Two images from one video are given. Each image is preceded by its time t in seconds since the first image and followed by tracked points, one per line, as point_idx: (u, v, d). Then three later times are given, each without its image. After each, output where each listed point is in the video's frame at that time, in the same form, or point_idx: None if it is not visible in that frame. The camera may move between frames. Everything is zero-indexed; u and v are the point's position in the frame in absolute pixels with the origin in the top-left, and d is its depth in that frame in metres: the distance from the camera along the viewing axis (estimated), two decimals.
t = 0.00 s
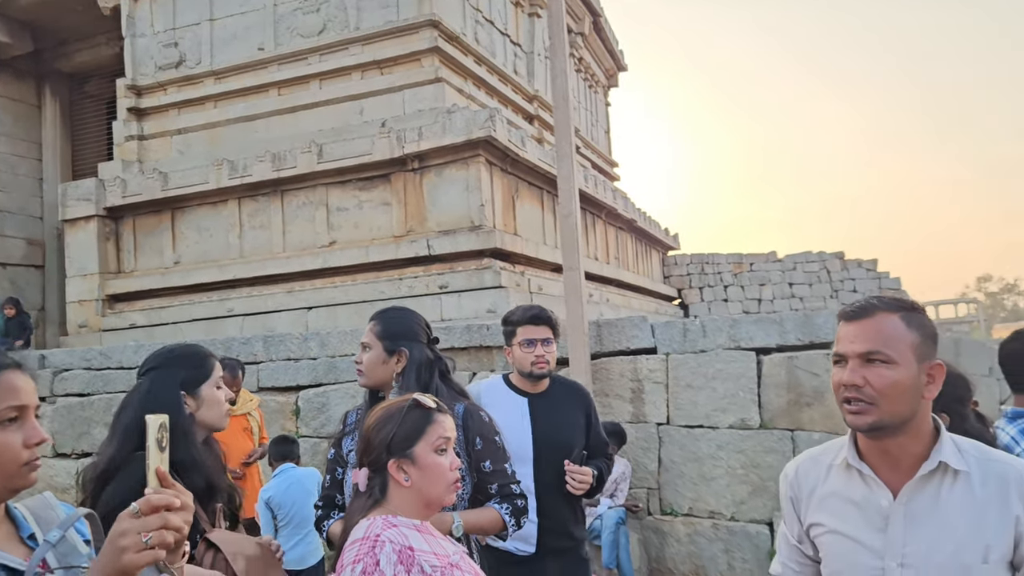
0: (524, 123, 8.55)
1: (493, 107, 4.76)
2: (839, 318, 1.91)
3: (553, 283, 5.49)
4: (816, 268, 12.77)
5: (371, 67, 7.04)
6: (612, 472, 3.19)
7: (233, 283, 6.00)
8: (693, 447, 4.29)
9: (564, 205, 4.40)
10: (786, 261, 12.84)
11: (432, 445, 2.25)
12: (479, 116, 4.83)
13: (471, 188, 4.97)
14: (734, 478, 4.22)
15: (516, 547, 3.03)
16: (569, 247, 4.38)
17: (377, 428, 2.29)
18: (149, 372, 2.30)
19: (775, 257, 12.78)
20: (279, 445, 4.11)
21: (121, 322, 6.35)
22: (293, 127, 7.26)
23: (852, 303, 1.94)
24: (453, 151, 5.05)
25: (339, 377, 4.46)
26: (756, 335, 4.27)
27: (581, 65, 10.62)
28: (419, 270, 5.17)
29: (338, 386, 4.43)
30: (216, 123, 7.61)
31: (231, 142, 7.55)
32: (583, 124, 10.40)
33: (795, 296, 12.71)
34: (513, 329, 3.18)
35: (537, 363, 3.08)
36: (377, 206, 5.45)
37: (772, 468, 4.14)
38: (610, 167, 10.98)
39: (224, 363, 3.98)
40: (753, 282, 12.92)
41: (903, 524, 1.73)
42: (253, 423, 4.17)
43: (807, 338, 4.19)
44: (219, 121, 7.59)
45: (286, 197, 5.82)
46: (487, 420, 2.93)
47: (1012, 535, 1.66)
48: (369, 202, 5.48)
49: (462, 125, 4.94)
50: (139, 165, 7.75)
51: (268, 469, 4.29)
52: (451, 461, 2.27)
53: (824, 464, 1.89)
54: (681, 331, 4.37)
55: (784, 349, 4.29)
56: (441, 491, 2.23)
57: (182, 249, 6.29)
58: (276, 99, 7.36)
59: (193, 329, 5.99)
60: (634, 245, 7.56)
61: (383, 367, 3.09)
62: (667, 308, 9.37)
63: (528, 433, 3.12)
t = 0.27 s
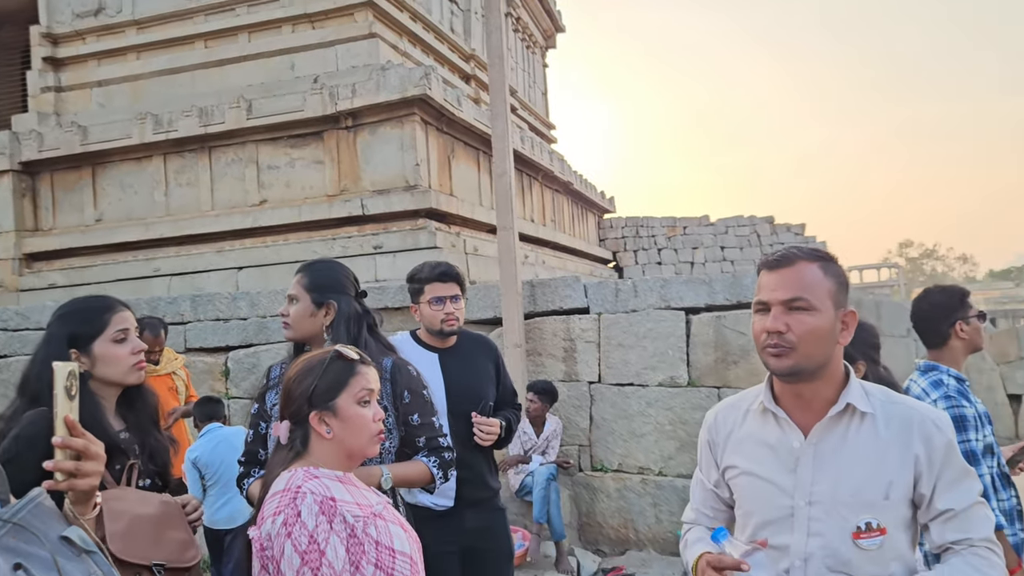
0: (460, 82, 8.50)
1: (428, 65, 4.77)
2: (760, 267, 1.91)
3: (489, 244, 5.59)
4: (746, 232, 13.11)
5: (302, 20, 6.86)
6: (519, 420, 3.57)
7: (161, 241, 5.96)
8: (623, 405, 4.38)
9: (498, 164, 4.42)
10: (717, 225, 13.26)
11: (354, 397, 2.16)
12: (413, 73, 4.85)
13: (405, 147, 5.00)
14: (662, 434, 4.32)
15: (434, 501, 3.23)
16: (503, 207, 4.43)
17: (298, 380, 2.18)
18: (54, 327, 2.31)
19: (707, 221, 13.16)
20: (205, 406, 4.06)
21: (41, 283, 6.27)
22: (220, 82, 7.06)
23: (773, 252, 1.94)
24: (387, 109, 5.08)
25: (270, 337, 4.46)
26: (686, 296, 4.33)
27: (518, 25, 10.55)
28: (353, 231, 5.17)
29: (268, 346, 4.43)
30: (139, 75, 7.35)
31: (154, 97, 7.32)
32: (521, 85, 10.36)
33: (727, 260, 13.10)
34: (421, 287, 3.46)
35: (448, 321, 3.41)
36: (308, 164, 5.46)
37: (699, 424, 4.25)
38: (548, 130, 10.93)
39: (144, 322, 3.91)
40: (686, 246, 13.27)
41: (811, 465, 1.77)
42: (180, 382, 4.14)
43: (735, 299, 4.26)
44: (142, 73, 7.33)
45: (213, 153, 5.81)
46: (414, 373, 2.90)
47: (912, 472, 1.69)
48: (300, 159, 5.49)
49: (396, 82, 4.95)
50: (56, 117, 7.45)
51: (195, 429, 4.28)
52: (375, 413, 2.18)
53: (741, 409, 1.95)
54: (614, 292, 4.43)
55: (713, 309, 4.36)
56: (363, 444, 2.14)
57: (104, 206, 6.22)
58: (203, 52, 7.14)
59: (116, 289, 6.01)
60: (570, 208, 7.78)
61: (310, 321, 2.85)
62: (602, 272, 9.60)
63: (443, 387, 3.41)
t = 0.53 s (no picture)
0: (404, 48, 8.40)
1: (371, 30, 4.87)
2: (699, 230, 1.94)
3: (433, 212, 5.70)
4: (689, 203, 13.68)
5: None
6: (449, 383, 3.70)
7: (92, 208, 5.83)
8: (565, 372, 4.43)
9: (442, 130, 4.45)
10: (660, 195, 13.67)
11: (288, 358, 2.09)
12: (355, 37, 4.91)
13: (348, 113, 5.07)
14: (604, 401, 4.38)
15: (366, 469, 3.28)
16: (446, 176, 4.49)
17: (230, 342, 2.10)
18: None
19: (650, 192, 13.47)
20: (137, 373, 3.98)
21: None
22: (153, 43, 6.83)
23: (711, 215, 1.98)
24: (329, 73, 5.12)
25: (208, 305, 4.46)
26: (627, 264, 4.40)
27: None
28: (294, 197, 5.25)
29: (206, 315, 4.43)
30: (66, 33, 7.07)
31: (82, 56, 7.05)
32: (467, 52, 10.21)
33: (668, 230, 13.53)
34: (345, 254, 3.45)
35: (374, 286, 3.40)
36: (247, 129, 5.45)
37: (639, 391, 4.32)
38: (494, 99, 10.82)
39: (69, 290, 3.82)
40: (630, 216, 13.52)
41: (743, 421, 1.83)
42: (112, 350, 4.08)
43: (675, 267, 4.33)
44: (69, 31, 7.05)
45: (147, 116, 5.70)
46: (350, 336, 2.85)
47: (839, 426, 1.77)
48: (238, 124, 5.47)
49: (338, 45, 4.99)
50: None
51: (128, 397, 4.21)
52: (310, 375, 2.12)
53: (677, 369, 2.00)
54: (557, 260, 4.46)
55: (654, 277, 4.43)
56: (297, 407, 2.08)
57: (31, 170, 6.01)
58: (135, 10, 6.89)
59: (47, 257, 5.84)
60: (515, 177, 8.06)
61: (247, 283, 2.69)
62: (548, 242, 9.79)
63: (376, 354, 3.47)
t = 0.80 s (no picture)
0: (358, 22, 8.31)
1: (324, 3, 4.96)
2: (644, 204, 2.03)
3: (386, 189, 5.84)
4: (646, 182, 13.75)
5: None
6: (401, 359, 3.66)
7: (34, 182, 5.71)
8: (521, 349, 4.45)
9: (396, 106, 4.40)
10: (617, 174, 13.85)
11: (238, 334, 2.04)
12: (309, 9, 4.99)
13: (301, 88, 5.17)
14: (559, 377, 4.41)
15: (315, 449, 3.20)
16: (401, 152, 4.42)
17: (177, 317, 2.05)
18: None
19: (607, 169, 13.62)
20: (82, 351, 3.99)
21: None
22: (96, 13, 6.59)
23: (658, 190, 2.07)
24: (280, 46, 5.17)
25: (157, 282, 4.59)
26: (583, 242, 4.41)
27: None
28: (245, 172, 5.34)
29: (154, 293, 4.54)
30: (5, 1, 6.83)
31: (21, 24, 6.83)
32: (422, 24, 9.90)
33: (625, 209, 13.73)
34: (292, 230, 3.39)
35: (323, 262, 3.37)
36: (196, 103, 5.44)
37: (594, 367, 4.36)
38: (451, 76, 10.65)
39: (10, 267, 3.81)
40: (587, 195, 13.57)
41: (691, 394, 1.89)
42: (54, 328, 4.12)
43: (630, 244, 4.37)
44: None
45: (92, 88, 5.59)
46: (299, 310, 2.83)
47: (786, 401, 1.85)
48: (188, 98, 5.45)
49: (290, 17, 5.05)
50: None
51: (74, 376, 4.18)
52: (259, 351, 2.06)
53: (629, 342, 2.08)
54: (512, 238, 4.48)
55: (609, 255, 4.47)
56: (246, 383, 2.03)
57: None
58: None
59: None
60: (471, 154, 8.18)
61: (199, 256, 2.59)
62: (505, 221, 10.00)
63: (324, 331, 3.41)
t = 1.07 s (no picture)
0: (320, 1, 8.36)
1: None
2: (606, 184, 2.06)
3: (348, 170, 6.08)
4: (609, 165, 14.32)
5: None
6: (363, 343, 3.58)
7: None
8: (484, 332, 4.53)
9: (357, 87, 4.50)
10: (580, 157, 14.30)
11: (197, 316, 2.00)
12: None
13: (261, 67, 5.33)
14: (521, 360, 4.51)
15: (279, 434, 3.14)
16: (364, 134, 4.42)
17: (133, 298, 1.99)
18: None
19: (570, 153, 14.12)
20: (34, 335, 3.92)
21: None
22: None
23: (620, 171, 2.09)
24: (239, 24, 5.29)
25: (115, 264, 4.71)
26: (546, 225, 4.48)
27: None
28: (204, 153, 5.45)
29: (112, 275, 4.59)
30: None
31: None
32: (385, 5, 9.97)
33: (588, 192, 14.25)
34: (252, 211, 3.26)
35: (286, 245, 3.26)
36: (152, 81, 5.47)
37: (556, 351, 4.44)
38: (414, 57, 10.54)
39: None
40: (551, 177, 14.14)
41: (650, 377, 1.93)
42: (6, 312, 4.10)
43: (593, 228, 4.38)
44: None
45: (44, 66, 5.58)
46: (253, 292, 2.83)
47: (743, 385, 1.88)
48: (143, 76, 5.48)
49: None
50: None
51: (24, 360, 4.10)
52: (219, 334, 2.03)
53: (591, 326, 2.13)
54: (475, 221, 4.54)
55: (571, 239, 4.52)
56: (205, 365, 2.00)
57: None
58: None
59: None
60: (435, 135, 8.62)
61: (171, 236, 2.53)
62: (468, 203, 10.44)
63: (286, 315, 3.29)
